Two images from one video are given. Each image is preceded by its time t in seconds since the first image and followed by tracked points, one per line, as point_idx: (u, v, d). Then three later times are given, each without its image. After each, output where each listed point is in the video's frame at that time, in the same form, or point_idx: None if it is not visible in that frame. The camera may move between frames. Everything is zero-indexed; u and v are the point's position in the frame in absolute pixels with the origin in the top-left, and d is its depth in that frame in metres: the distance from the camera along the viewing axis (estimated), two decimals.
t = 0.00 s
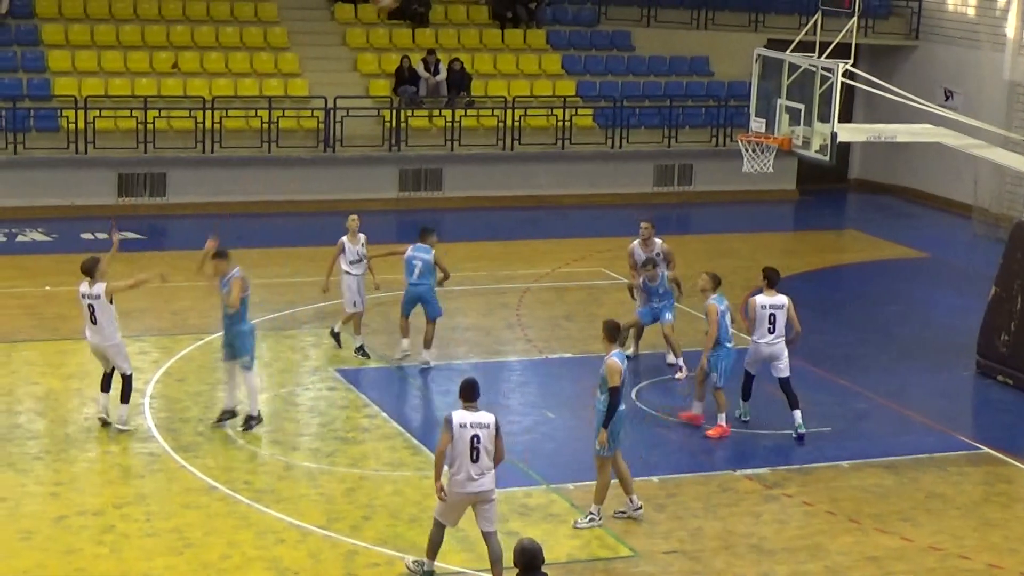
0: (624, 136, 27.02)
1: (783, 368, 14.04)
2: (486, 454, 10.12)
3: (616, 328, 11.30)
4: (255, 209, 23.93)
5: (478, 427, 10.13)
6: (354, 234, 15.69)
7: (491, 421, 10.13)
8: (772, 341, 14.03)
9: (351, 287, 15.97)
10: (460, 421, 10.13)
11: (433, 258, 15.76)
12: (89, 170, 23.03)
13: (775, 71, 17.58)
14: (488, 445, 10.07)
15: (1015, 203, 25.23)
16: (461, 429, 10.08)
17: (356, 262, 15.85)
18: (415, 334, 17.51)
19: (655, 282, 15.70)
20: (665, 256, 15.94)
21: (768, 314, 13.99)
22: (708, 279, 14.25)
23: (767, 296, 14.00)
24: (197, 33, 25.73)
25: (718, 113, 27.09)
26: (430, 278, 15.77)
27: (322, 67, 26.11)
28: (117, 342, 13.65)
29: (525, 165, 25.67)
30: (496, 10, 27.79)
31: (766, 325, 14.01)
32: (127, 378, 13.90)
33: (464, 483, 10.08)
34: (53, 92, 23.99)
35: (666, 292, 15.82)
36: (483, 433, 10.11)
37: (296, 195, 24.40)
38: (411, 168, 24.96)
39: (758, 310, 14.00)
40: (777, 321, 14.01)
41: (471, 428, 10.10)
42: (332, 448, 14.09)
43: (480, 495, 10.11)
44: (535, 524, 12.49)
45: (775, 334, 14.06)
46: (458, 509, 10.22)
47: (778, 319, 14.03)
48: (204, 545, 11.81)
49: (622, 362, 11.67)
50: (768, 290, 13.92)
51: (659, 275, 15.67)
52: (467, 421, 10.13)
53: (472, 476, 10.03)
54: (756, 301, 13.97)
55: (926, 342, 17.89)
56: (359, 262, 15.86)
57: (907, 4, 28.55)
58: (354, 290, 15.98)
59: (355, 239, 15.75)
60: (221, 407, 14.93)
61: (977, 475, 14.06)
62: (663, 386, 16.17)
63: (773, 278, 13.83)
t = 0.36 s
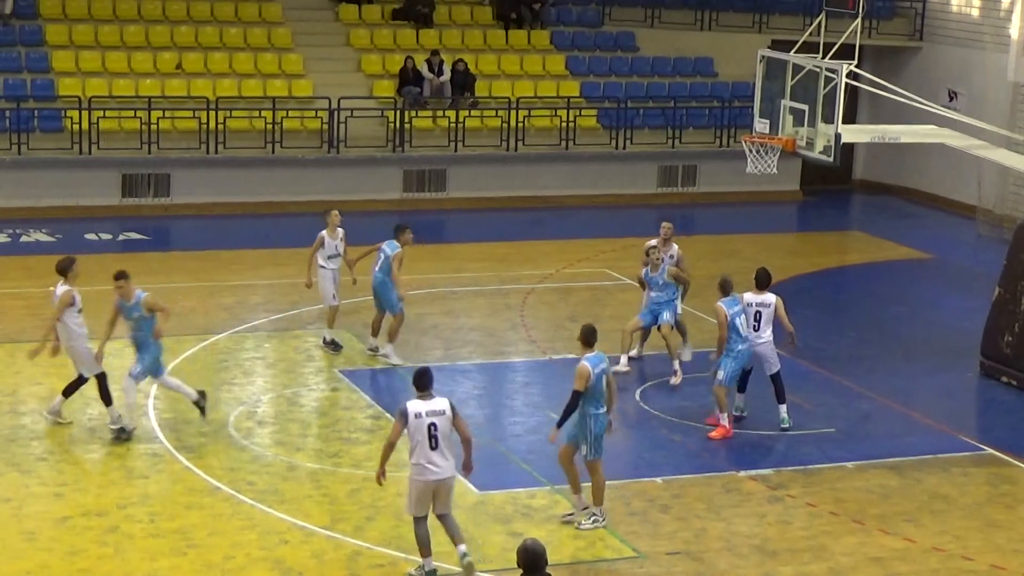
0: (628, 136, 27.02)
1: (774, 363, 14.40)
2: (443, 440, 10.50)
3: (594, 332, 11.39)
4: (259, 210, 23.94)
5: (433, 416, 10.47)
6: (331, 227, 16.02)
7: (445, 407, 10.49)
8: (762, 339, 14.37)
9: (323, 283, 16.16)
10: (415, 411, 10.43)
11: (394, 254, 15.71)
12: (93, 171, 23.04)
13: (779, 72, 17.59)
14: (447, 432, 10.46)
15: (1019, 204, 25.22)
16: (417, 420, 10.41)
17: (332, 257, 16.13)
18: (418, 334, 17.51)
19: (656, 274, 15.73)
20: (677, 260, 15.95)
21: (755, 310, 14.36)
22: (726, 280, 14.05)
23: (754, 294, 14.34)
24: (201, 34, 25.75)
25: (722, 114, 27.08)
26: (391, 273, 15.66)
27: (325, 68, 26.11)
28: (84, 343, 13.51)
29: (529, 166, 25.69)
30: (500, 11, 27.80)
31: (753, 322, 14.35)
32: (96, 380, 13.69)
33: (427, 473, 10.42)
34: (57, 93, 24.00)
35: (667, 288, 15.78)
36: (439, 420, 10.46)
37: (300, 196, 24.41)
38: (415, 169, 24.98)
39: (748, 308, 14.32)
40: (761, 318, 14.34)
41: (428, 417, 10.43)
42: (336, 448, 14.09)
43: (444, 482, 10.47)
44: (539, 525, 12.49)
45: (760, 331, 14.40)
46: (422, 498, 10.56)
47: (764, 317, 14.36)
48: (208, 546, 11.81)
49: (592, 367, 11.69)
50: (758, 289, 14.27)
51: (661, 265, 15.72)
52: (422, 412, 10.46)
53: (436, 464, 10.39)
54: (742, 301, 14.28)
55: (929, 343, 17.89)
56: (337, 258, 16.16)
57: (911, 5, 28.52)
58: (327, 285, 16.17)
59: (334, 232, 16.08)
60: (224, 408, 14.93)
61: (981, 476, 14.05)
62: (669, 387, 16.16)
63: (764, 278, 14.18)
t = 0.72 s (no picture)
0: (630, 136, 27.02)
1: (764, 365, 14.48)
2: (403, 434, 10.60)
3: (565, 335, 11.27)
4: (262, 211, 23.95)
5: (393, 411, 10.57)
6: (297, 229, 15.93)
7: (406, 403, 10.58)
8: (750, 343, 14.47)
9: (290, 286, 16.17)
10: (376, 405, 10.55)
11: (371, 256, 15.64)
12: (95, 171, 23.05)
13: (782, 72, 17.55)
14: (406, 428, 10.54)
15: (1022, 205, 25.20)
16: (377, 415, 10.52)
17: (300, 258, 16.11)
18: (420, 334, 17.50)
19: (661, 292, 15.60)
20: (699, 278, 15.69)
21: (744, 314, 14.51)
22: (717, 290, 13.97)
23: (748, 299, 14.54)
24: (204, 34, 25.76)
25: (725, 115, 27.08)
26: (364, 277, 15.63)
27: (328, 68, 26.11)
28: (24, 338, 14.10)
29: (532, 166, 25.71)
30: (503, 11, 27.78)
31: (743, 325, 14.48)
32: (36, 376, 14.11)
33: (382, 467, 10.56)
34: (60, 94, 24.01)
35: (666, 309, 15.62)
36: (399, 416, 10.56)
37: (303, 196, 24.41)
38: (418, 169, 24.99)
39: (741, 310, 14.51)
40: (750, 322, 14.48)
41: (387, 412, 10.53)
42: (338, 449, 14.09)
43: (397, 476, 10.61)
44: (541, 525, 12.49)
45: (749, 335, 14.50)
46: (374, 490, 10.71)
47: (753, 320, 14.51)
48: (210, 546, 11.81)
49: (560, 368, 11.54)
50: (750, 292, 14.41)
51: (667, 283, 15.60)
52: (383, 405, 10.56)
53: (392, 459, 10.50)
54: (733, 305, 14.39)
55: (932, 344, 17.87)
56: (306, 259, 16.15)
57: (914, 6, 28.55)
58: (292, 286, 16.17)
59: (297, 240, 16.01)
60: (227, 408, 14.93)
61: (984, 476, 14.04)
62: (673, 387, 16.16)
63: (757, 281, 14.38)
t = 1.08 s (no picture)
0: (634, 137, 27.01)
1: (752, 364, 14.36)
2: (363, 420, 10.90)
3: (538, 335, 11.30)
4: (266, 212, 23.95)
5: (354, 396, 10.88)
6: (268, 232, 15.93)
7: (366, 389, 10.90)
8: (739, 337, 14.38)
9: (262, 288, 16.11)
10: (337, 390, 10.83)
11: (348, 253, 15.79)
12: (99, 171, 23.06)
13: (785, 72, 17.51)
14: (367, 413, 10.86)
15: None
16: (339, 400, 10.80)
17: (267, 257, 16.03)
18: (424, 335, 17.51)
19: (673, 286, 15.38)
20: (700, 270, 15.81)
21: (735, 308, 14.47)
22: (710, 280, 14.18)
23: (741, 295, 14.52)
24: (207, 34, 25.75)
25: (728, 115, 27.07)
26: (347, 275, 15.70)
27: (332, 69, 26.10)
28: None
29: (535, 167, 25.72)
30: (507, 11, 27.76)
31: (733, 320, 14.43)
32: None
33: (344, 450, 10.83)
34: (63, 94, 24.03)
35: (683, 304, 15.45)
36: (360, 401, 10.86)
37: (306, 197, 24.42)
38: (422, 170, 24.99)
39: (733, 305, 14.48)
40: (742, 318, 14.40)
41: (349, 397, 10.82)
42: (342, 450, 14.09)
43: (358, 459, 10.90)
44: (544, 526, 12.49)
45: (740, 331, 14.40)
46: (334, 474, 10.98)
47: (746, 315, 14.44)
48: (213, 547, 11.81)
49: (534, 370, 11.58)
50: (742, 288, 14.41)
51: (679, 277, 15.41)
52: (344, 392, 10.85)
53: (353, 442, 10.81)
54: (725, 301, 14.44)
55: (935, 344, 17.88)
56: (274, 258, 16.05)
57: (918, 6, 28.59)
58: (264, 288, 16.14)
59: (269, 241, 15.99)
60: (230, 409, 14.94)
61: (988, 477, 14.04)
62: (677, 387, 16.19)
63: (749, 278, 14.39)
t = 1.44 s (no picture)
0: (634, 138, 27.03)
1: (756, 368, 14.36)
2: (315, 413, 11.06)
3: (513, 338, 11.17)
4: (266, 212, 23.96)
5: (306, 390, 11.04)
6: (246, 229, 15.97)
7: (318, 382, 11.05)
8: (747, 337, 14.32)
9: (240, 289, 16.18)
10: (289, 384, 11.01)
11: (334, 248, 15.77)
12: (100, 172, 23.07)
13: (786, 73, 17.53)
14: (319, 406, 11.01)
15: None
16: (291, 394, 10.98)
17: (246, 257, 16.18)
18: (424, 335, 17.51)
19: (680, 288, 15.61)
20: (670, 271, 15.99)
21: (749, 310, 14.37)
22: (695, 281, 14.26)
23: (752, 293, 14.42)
24: (207, 35, 25.76)
25: (729, 115, 27.07)
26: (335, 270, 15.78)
27: (332, 70, 26.11)
28: None
29: (535, 168, 25.74)
30: (507, 12, 27.75)
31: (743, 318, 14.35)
32: None
33: (297, 444, 11.01)
34: (64, 95, 24.04)
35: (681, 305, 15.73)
36: (311, 395, 11.02)
37: (307, 198, 24.43)
38: (422, 170, 24.99)
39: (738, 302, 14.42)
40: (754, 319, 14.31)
41: (300, 392, 10.99)
42: (342, 450, 14.10)
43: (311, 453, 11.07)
44: (545, 526, 12.50)
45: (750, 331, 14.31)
46: (289, 467, 11.15)
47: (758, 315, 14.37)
48: (214, 548, 11.80)
49: (508, 373, 11.44)
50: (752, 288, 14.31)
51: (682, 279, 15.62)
52: (295, 385, 11.02)
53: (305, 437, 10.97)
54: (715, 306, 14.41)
55: (936, 345, 17.87)
56: (252, 257, 16.22)
57: (918, 7, 28.58)
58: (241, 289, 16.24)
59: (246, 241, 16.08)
60: (231, 409, 14.94)
61: (988, 478, 14.04)
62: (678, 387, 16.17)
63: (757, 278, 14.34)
